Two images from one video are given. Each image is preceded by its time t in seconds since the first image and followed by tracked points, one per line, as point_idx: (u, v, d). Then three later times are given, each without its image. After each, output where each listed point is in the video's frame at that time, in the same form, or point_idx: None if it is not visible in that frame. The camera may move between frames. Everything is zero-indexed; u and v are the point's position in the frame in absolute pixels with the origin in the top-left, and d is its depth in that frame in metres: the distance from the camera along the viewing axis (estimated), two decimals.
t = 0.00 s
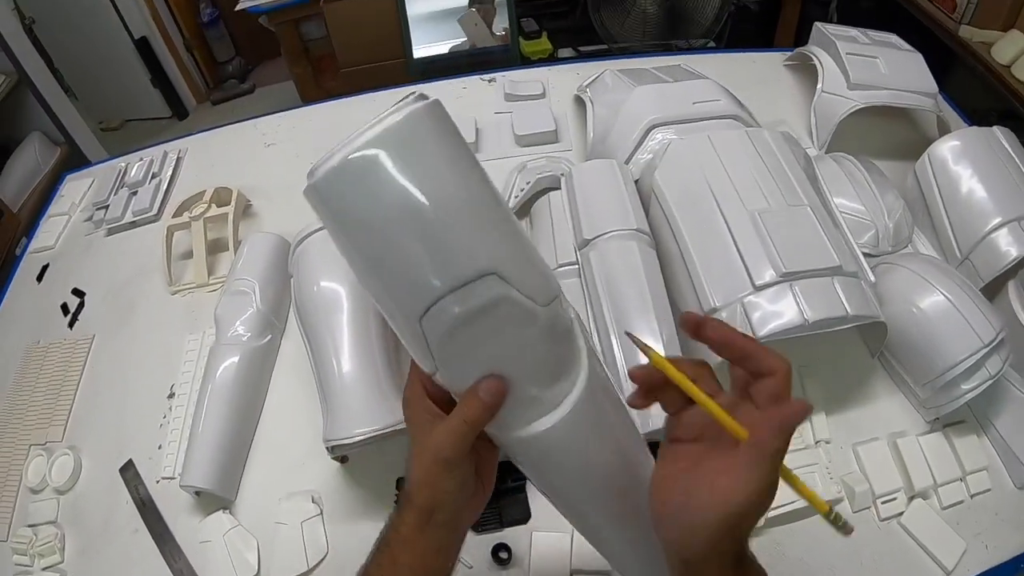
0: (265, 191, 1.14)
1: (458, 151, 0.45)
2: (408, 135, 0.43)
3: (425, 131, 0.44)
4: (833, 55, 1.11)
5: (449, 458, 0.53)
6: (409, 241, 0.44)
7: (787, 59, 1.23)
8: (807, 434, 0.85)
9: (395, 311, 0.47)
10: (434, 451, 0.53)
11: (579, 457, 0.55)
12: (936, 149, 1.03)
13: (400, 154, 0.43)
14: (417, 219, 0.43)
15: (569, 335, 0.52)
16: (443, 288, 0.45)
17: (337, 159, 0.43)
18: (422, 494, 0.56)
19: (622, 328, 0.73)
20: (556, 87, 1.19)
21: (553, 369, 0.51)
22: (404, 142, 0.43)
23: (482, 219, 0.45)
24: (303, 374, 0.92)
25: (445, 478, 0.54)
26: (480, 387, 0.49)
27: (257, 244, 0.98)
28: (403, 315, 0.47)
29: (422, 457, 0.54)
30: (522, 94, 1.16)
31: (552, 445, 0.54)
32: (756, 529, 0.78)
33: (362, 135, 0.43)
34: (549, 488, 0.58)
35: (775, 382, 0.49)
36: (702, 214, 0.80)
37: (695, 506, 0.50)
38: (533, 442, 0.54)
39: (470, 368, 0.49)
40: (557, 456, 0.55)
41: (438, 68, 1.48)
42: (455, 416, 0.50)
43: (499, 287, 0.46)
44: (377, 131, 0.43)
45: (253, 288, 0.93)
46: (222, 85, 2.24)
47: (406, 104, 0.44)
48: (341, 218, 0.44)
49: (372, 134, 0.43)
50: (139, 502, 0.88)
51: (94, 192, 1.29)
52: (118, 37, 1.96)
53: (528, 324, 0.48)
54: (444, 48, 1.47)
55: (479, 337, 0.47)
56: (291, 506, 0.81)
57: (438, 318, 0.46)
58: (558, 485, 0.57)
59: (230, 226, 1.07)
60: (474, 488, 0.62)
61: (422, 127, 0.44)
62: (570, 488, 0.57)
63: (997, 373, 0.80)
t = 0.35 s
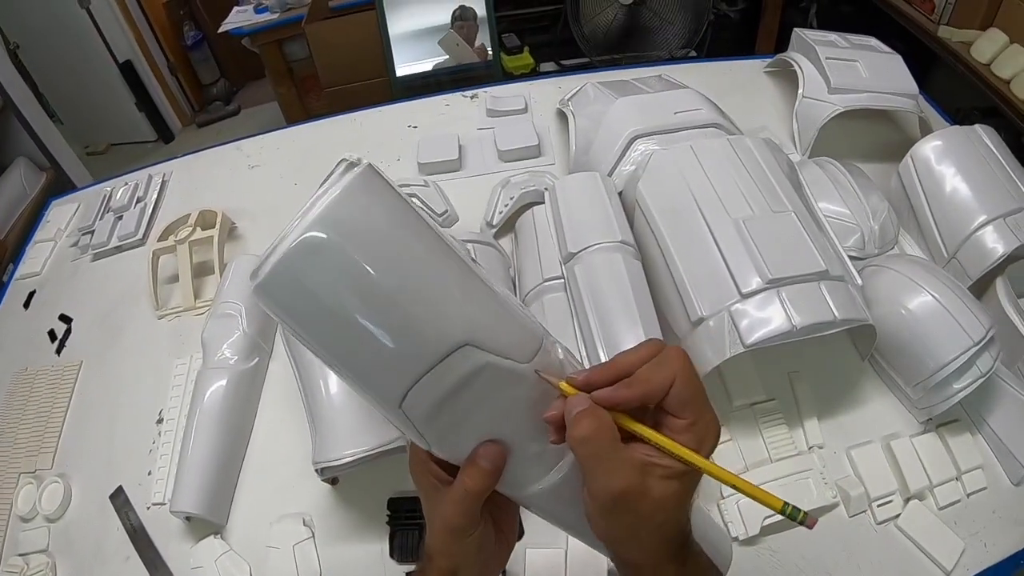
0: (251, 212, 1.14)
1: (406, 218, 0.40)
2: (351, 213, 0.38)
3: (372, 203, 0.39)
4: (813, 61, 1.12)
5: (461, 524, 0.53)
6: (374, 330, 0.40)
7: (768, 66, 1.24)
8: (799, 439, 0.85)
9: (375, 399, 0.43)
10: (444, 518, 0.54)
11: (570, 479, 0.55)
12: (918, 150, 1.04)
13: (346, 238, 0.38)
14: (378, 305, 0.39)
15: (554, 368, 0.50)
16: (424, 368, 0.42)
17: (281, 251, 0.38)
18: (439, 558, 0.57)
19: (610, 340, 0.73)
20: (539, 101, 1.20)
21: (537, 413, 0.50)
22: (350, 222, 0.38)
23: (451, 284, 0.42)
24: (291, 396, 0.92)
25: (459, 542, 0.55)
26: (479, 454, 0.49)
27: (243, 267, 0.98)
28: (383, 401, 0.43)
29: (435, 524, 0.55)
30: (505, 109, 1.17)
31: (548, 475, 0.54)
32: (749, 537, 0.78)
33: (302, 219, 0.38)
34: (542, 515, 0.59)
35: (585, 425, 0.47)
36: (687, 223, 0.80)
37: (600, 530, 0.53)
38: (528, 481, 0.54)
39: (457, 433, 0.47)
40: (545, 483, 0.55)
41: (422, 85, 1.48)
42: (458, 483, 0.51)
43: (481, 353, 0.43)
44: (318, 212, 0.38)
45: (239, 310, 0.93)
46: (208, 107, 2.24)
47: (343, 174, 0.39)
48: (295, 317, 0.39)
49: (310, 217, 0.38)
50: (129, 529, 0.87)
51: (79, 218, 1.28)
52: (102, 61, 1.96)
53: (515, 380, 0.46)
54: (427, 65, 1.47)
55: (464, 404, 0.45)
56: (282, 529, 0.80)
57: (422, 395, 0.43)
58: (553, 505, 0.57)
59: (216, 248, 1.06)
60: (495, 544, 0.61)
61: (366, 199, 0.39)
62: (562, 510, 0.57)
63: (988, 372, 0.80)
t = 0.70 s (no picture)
0: (245, 214, 1.13)
1: (401, 231, 0.39)
2: (344, 229, 0.37)
3: (366, 217, 0.38)
4: (810, 58, 1.12)
5: (464, 534, 0.54)
6: (371, 347, 0.40)
7: (764, 63, 1.24)
8: (799, 438, 0.84)
9: (374, 416, 0.43)
10: (447, 528, 0.54)
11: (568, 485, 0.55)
12: (915, 146, 1.04)
13: (342, 256, 0.37)
14: (376, 323, 0.39)
15: (551, 375, 0.50)
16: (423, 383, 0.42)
17: (274, 269, 0.37)
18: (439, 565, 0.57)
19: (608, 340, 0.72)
20: (534, 100, 1.19)
21: (532, 421, 0.50)
22: (344, 238, 0.37)
23: (449, 298, 0.41)
24: (287, 398, 0.91)
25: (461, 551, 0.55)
26: (484, 469, 0.50)
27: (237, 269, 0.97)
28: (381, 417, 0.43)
29: (438, 532, 0.55)
30: (500, 108, 1.17)
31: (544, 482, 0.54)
32: (750, 537, 0.78)
33: (294, 234, 0.37)
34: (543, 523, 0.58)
35: (578, 435, 0.47)
36: (684, 221, 0.80)
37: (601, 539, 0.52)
38: (529, 491, 0.54)
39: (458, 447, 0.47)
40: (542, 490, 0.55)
41: (416, 85, 1.48)
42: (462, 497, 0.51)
43: (480, 366, 0.44)
44: (311, 228, 0.37)
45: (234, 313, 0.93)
46: (203, 109, 2.24)
47: (334, 186, 0.38)
48: (290, 335, 0.38)
49: (302, 233, 0.37)
50: (126, 535, 0.86)
51: (73, 221, 1.27)
52: (96, 63, 1.95)
53: (514, 391, 0.47)
54: (422, 65, 1.47)
55: (465, 419, 0.46)
56: (279, 533, 0.79)
57: (421, 410, 0.43)
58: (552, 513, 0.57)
59: (211, 250, 1.06)
60: (498, 550, 0.62)
61: (360, 213, 0.38)
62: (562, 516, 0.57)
63: (988, 368, 0.79)
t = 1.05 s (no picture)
0: (249, 213, 1.13)
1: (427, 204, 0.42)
2: (372, 197, 0.40)
3: (394, 187, 0.41)
4: (811, 57, 1.12)
5: (479, 517, 0.53)
6: (396, 305, 0.41)
7: (765, 61, 1.24)
8: (803, 433, 0.85)
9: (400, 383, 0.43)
10: (463, 511, 0.53)
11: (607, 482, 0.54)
12: (917, 144, 1.04)
13: (370, 222, 0.40)
14: (401, 293, 0.40)
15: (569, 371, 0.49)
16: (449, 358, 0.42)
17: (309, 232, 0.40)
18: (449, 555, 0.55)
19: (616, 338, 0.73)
20: (536, 99, 1.19)
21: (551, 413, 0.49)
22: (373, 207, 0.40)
23: (473, 271, 0.42)
24: (293, 397, 0.91)
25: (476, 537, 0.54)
26: (502, 445, 0.48)
27: (242, 267, 0.97)
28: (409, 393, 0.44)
29: (452, 517, 0.54)
30: (503, 107, 1.17)
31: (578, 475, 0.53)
32: (755, 532, 0.78)
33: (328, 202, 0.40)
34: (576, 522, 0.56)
35: (694, 419, 0.44)
36: (689, 218, 0.80)
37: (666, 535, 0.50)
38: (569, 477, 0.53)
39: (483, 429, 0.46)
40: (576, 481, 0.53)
41: (418, 85, 1.48)
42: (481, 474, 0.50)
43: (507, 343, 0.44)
44: (344, 196, 0.40)
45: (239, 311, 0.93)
46: (202, 108, 2.23)
47: (367, 163, 0.41)
48: (321, 289, 0.41)
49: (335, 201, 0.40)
50: (132, 534, 0.86)
51: (76, 220, 1.27)
52: (96, 62, 1.95)
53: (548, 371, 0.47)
54: (423, 65, 1.47)
55: (493, 393, 0.45)
56: (286, 531, 0.79)
57: (446, 387, 0.43)
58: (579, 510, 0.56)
59: (215, 249, 1.06)
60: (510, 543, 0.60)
61: (389, 185, 0.41)
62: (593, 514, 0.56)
63: (990, 364, 0.80)
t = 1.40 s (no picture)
0: (276, 190, 1.13)
1: (519, 133, 0.48)
2: (475, 116, 0.46)
3: (498, 112, 0.47)
4: (849, 70, 1.11)
5: (527, 526, 0.51)
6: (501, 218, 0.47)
7: (802, 71, 1.23)
8: (822, 445, 0.85)
9: (502, 290, 0.48)
10: (509, 517, 0.51)
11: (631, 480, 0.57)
12: (949, 165, 1.02)
13: (470, 136, 0.46)
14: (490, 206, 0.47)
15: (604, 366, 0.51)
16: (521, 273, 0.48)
17: (416, 134, 0.45)
18: None
19: (643, 338, 0.73)
20: (571, 94, 1.19)
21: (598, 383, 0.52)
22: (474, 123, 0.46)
23: (558, 196, 0.50)
24: (313, 375, 0.92)
25: (518, 554, 0.51)
26: (561, 431, 0.51)
27: (269, 241, 0.97)
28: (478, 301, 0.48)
29: (493, 531, 0.52)
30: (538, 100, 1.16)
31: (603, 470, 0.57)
32: (767, 539, 0.78)
33: (435, 110, 0.46)
34: (593, 543, 0.59)
35: (655, 457, 0.50)
36: (721, 222, 0.80)
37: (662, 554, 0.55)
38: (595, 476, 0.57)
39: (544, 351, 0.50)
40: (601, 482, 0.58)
41: (451, 73, 1.47)
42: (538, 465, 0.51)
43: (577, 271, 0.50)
44: (455, 108, 0.46)
45: (265, 285, 0.92)
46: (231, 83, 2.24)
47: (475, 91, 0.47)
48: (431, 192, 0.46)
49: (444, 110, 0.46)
50: (144, 499, 0.87)
51: (102, 185, 1.28)
52: (127, 30, 1.95)
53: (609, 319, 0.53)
54: (456, 54, 1.46)
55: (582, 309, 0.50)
56: (300, 507, 0.80)
57: (514, 298, 0.48)
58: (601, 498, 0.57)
59: (242, 223, 1.06)
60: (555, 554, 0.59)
61: (491, 110, 0.47)
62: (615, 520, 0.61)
63: (1010, 388, 0.79)
